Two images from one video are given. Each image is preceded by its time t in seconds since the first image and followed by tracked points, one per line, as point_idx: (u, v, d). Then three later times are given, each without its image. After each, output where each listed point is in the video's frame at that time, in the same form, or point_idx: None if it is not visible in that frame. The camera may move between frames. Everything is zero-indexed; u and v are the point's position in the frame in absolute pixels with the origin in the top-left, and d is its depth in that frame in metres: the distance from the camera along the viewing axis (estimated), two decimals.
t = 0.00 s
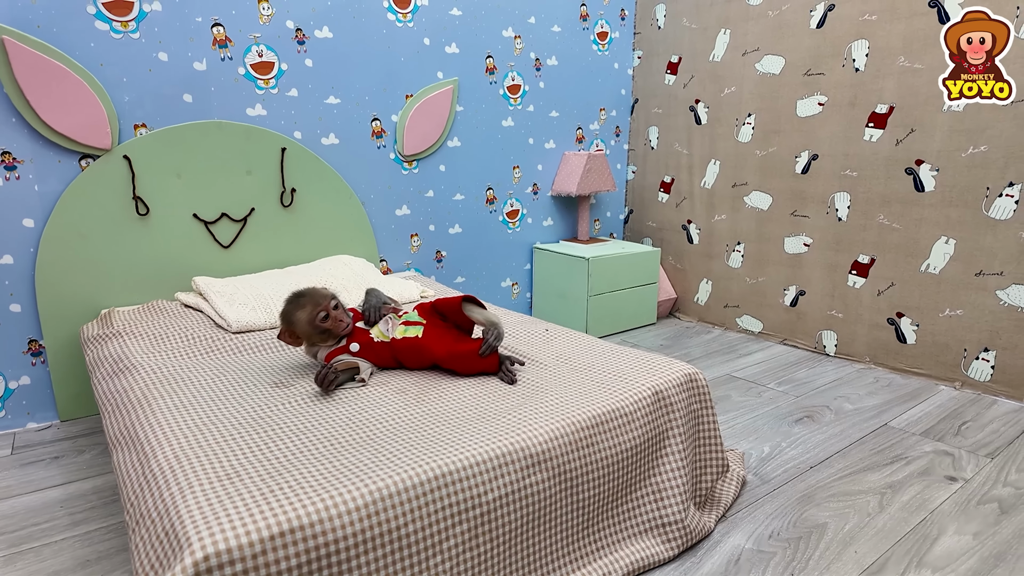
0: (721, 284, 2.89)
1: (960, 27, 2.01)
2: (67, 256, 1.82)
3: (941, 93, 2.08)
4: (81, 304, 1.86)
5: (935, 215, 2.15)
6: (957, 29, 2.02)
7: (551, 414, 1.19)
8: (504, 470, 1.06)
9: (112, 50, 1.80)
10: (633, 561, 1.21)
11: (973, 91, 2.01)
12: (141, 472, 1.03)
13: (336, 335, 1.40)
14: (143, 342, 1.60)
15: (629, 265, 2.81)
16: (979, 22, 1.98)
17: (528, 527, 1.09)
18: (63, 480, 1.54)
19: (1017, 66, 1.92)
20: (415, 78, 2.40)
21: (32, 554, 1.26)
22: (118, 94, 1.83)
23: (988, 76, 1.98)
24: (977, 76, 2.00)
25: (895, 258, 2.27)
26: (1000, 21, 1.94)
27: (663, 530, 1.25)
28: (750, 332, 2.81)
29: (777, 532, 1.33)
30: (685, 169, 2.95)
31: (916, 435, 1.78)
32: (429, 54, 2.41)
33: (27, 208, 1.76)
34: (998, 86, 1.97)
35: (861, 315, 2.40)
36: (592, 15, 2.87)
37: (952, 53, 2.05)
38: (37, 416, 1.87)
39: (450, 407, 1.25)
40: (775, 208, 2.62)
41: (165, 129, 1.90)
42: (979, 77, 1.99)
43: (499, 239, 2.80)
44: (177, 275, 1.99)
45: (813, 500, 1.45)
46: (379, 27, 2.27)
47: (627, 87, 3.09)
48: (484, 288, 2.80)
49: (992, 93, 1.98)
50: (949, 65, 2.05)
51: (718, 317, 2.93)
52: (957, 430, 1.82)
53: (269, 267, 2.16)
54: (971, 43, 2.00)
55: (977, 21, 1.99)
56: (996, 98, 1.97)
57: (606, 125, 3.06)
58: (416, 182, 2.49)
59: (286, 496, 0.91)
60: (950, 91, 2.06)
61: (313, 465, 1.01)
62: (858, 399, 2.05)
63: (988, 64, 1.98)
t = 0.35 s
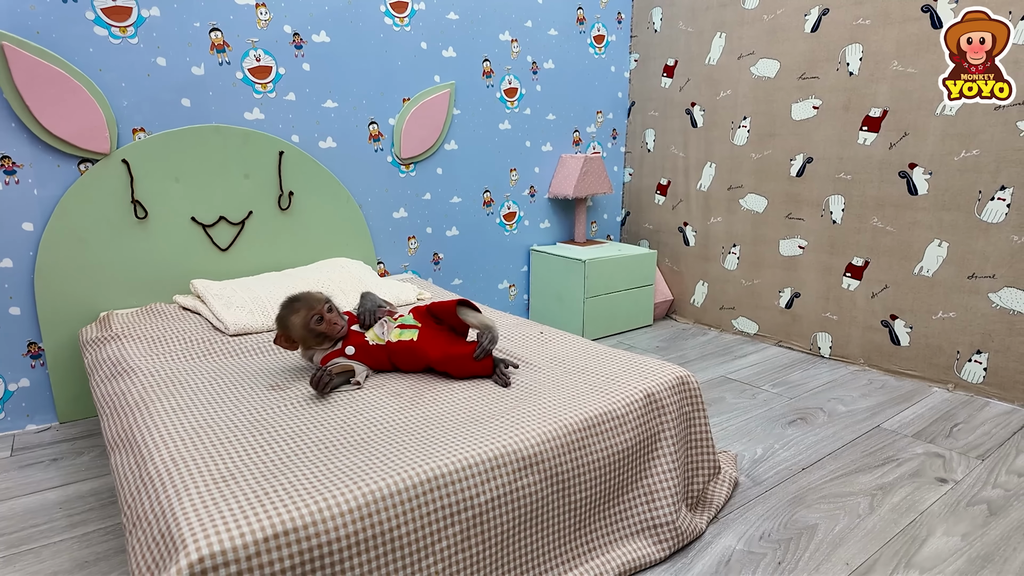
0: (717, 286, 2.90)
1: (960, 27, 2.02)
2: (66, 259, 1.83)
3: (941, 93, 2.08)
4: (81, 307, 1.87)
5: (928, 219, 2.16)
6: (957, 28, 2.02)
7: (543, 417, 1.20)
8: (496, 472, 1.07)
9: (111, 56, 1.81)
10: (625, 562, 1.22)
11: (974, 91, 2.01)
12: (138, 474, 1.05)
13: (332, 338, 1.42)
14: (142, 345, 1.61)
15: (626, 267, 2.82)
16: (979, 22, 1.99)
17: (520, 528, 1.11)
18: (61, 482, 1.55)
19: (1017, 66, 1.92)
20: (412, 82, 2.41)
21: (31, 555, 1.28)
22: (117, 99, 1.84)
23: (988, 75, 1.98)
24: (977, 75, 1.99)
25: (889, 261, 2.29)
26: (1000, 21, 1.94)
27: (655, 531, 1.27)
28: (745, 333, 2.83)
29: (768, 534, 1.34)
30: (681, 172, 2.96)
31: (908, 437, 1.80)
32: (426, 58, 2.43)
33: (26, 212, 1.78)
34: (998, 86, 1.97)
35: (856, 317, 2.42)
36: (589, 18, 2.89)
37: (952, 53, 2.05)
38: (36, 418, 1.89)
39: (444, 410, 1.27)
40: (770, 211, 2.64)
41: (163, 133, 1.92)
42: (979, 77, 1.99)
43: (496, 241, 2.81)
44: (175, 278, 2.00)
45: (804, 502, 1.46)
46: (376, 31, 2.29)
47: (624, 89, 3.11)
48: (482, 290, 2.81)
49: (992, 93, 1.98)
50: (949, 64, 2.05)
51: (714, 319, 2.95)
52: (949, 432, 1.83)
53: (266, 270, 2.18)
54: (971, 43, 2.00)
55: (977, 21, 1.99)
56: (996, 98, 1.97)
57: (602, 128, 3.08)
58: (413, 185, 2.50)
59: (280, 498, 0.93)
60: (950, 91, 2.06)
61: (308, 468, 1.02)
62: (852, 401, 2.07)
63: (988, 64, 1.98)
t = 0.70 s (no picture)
0: (720, 284, 2.91)
1: (960, 27, 2.03)
2: (72, 256, 1.84)
3: (941, 93, 2.09)
4: (86, 305, 1.88)
5: (931, 217, 2.17)
6: (957, 29, 2.03)
7: (550, 412, 1.21)
8: (504, 467, 1.08)
9: (116, 53, 1.82)
10: (632, 557, 1.23)
11: (973, 91, 2.02)
12: (148, 469, 1.05)
13: (337, 335, 1.42)
14: (148, 342, 1.62)
15: (629, 266, 2.82)
16: (979, 22, 1.99)
17: (527, 523, 1.11)
18: (68, 478, 1.56)
19: (1016, 66, 1.93)
20: (416, 80, 2.42)
21: (39, 550, 1.28)
22: (122, 97, 1.84)
23: (988, 75, 1.99)
24: (977, 76, 2.00)
25: (892, 259, 2.29)
26: (1000, 21, 1.95)
27: (661, 527, 1.27)
28: (748, 332, 2.83)
29: (774, 529, 1.34)
30: (684, 170, 2.97)
31: (912, 434, 1.80)
32: (429, 56, 2.43)
33: (32, 209, 1.78)
34: (998, 86, 1.97)
35: (859, 316, 2.42)
36: (592, 17, 2.89)
37: (952, 53, 2.06)
38: (42, 415, 1.89)
39: (451, 406, 1.27)
40: (773, 209, 2.64)
41: (168, 131, 1.92)
42: (979, 77, 2.00)
43: (499, 240, 2.82)
44: (180, 275, 2.01)
45: (809, 498, 1.47)
46: (380, 29, 2.29)
47: (627, 88, 3.11)
48: (485, 288, 2.82)
49: (992, 93, 1.98)
50: (949, 65, 2.06)
51: (717, 317, 2.95)
52: (953, 429, 1.84)
53: (270, 268, 2.18)
54: (971, 43, 2.01)
55: (977, 21, 2.00)
56: (996, 98, 1.98)
57: (605, 126, 3.08)
58: (417, 183, 2.51)
59: (291, 492, 0.93)
60: (950, 91, 2.07)
61: (317, 462, 1.03)
62: (855, 399, 2.07)
63: (988, 64, 1.99)
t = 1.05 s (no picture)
0: (714, 281, 2.96)
1: (960, 27, 2.06)
2: (80, 253, 1.87)
3: (941, 93, 2.12)
4: (94, 301, 1.91)
5: (919, 215, 2.23)
6: (957, 29, 2.07)
7: (554, 401, 1.26)
8: (511, 452, 1.13)
9: (124, 54, 1.85)
10: (633, 540, 1.28)
11: (974, 91, 2.05)
12: (168, 456, 1.09)
13: (342, 327, 1.48)
14: (158, 337, 1.65)
15: (625, 263, 2.88)
16: (979, 22, 2.03)
17: (534, 507, 1.16)
18: (80, 471, 1.59)
19: (1016, 66, 1.97)
20: (417, 81, 2.46)
21: (56, 539, 1.32)
22: (130, 96, 1.88)
23: (988, 76, 2.02)
24: (977, 76, 2.04)
25: (882, 256, 2.35)
26: (1000, 21, 1.99)
27: (661, 511, 1.33)
28: (741, 327, 2.89)
29: (768, 514, 1.40)
30: (679, 170, 3.02)
31: (900, 424, 1.86)
32: (430, 57, 2.47)
33: (42, 207, 1.81)
34: (998, 86, 2.01)
35: (849, 311, 2.48)
36: (588, 19, 2.95)
37: (953, 53, 2.09)
38: (50, 410, 1.92)
39: (458, 396, 1.32)
40: (766, 208, 2.70)
41: (175, 130, 1.96)
42: (979, 77, 2.04)
43: (498, 238, 2.87)
44: (186, 272, 2.04)
45: (802, 484, 1.52)
46: (382, 30, 2.33)
47: (622, 89, 3.17)
48: (484, 286, 2.86)
49: (992, 93, 2.02)
50: (949, 64, 2.10)
51: (711, 314, 3.01)
52: (940, 419, 1.90)
53: (274, 265, 2.22)
54: (971, 43, 2.05)
55: (977, 21, 2.03)
56: (996, 98, 2.01)
57: (601, 126, 3.13)
58: (417, 183, 2.55)
59: (310, 476, 0.98)
60: (950, 91, 2.10)
61: (333, 449, 1.07)
62: (846, 391, 2.13)
63: (988, 64, 2.02)
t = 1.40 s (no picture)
0: (670, 281, 3.11)
1: (960, 27, 2.07)
2: (43, 263, 1.84)
3: (941, 93, 2.13)
4: (58, 312, 1.89)
5: (856, 217, 2.41)
6: (957, 29, 2.07)
7: (529, 399, 1.34)
8: (491, 447, 1.20)
9: (87, 62, 1.84)
10: (604, 525, 1.37)
11: (973, 91, 2.07)
12: (158, 463, 1.12)
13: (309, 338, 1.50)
14: (131, 346, 1.66)
15: (586, 265, 2.98)
16: (979, 22, 2.03)
17: (512, 498, 1.24)
18: (52, 483, 1.58)
19: (1018, 66, 1.98)
20: (382, 89, 2.50)
21: (36, 551, 1.32)
22: (94, 105, 1.86)
23: (988, 75, 2.03)
24: (977, 76, 2.05)
25: (823, 255, 2.53)
26: (1001, 21, 1.99)
27: (628, 497, 1.42)
28: (696, 325, 3.04)
29: (725, 497, 1.52)
30: (635, 175, 3.16)
31: (842, 411, 2.02)
32: (394, 65, 2.52)
33: (3, 217, 1.78)
34: (997, 86, 2.02)
35: (794, 307, 2.65)
36: (547, 29, 3.06)
37: (953, 53, 2.10)
38: (13, 424, 1.88)
39: (436, 397, 1.38)
40: (716, 211, 2.85)
41: (140, 139, 1.95)
42: (979, 77, 2.05)
43: (462, 242, 2.93)
44: (152, 281, 2.03)
45: (755, 469, 1.65)
46: (347, 39, 2.37)
47: (580, 97, 3.30)
48: (449, 289, 2.92)
49: (992, 93, 2.03)
50: (950, 64, 2.10)
51: (667, 312, 3.15)
52: (876, 405, 2.07)
53: (242, 272, 2.23)
54: (971, 43, 2.06)
55: (977, 21, 2.04)
56: (995, 98, 2.02)
57: (560, 133, 3.25)
58: (383, 189, 2.59)
59: (304, 476, 1.03)
60: (950, 91, 2.11)
61: (321, 450, 1.13)
62: (793, 382, 2.29)
63: (988, 64, 2.03)
